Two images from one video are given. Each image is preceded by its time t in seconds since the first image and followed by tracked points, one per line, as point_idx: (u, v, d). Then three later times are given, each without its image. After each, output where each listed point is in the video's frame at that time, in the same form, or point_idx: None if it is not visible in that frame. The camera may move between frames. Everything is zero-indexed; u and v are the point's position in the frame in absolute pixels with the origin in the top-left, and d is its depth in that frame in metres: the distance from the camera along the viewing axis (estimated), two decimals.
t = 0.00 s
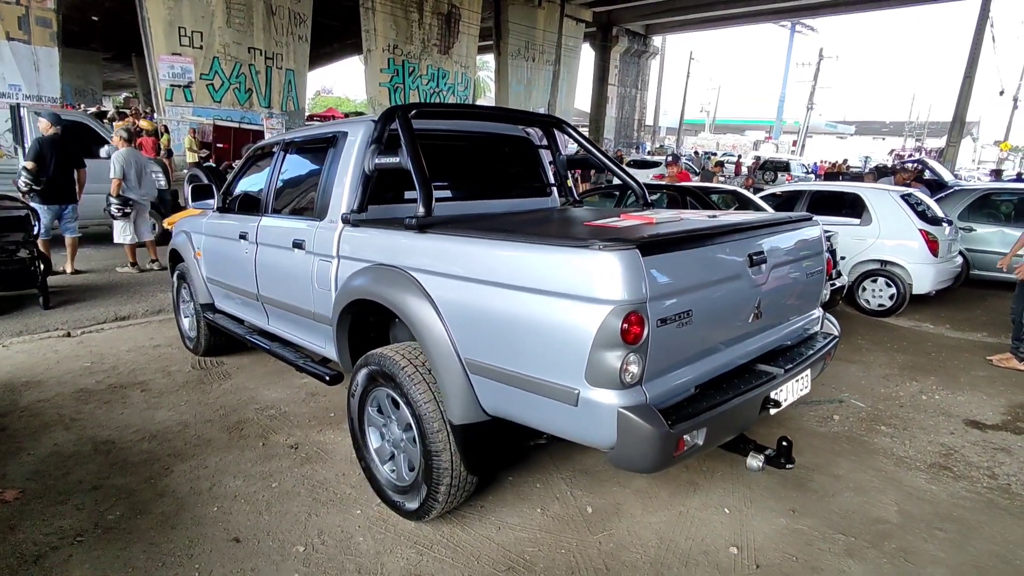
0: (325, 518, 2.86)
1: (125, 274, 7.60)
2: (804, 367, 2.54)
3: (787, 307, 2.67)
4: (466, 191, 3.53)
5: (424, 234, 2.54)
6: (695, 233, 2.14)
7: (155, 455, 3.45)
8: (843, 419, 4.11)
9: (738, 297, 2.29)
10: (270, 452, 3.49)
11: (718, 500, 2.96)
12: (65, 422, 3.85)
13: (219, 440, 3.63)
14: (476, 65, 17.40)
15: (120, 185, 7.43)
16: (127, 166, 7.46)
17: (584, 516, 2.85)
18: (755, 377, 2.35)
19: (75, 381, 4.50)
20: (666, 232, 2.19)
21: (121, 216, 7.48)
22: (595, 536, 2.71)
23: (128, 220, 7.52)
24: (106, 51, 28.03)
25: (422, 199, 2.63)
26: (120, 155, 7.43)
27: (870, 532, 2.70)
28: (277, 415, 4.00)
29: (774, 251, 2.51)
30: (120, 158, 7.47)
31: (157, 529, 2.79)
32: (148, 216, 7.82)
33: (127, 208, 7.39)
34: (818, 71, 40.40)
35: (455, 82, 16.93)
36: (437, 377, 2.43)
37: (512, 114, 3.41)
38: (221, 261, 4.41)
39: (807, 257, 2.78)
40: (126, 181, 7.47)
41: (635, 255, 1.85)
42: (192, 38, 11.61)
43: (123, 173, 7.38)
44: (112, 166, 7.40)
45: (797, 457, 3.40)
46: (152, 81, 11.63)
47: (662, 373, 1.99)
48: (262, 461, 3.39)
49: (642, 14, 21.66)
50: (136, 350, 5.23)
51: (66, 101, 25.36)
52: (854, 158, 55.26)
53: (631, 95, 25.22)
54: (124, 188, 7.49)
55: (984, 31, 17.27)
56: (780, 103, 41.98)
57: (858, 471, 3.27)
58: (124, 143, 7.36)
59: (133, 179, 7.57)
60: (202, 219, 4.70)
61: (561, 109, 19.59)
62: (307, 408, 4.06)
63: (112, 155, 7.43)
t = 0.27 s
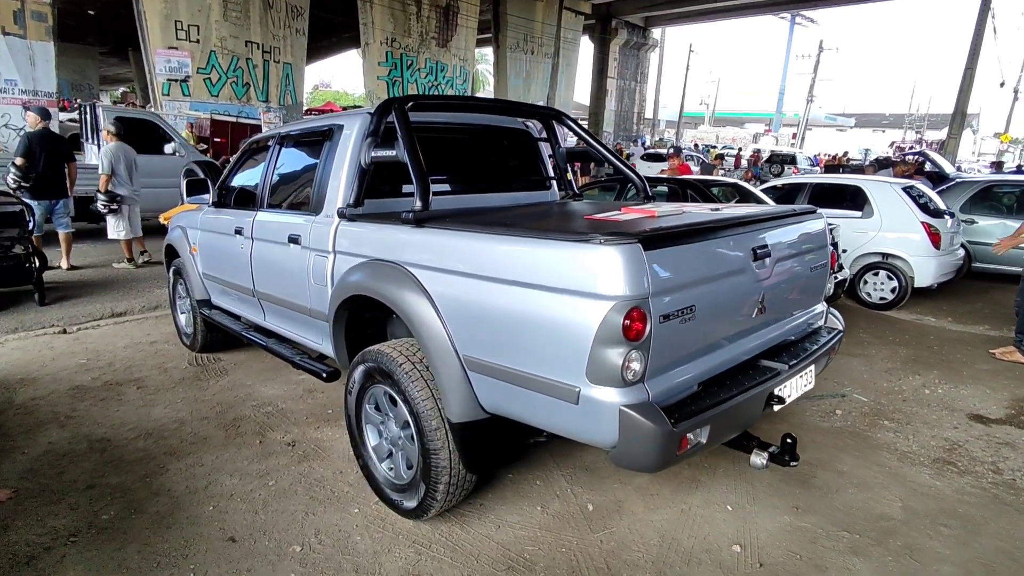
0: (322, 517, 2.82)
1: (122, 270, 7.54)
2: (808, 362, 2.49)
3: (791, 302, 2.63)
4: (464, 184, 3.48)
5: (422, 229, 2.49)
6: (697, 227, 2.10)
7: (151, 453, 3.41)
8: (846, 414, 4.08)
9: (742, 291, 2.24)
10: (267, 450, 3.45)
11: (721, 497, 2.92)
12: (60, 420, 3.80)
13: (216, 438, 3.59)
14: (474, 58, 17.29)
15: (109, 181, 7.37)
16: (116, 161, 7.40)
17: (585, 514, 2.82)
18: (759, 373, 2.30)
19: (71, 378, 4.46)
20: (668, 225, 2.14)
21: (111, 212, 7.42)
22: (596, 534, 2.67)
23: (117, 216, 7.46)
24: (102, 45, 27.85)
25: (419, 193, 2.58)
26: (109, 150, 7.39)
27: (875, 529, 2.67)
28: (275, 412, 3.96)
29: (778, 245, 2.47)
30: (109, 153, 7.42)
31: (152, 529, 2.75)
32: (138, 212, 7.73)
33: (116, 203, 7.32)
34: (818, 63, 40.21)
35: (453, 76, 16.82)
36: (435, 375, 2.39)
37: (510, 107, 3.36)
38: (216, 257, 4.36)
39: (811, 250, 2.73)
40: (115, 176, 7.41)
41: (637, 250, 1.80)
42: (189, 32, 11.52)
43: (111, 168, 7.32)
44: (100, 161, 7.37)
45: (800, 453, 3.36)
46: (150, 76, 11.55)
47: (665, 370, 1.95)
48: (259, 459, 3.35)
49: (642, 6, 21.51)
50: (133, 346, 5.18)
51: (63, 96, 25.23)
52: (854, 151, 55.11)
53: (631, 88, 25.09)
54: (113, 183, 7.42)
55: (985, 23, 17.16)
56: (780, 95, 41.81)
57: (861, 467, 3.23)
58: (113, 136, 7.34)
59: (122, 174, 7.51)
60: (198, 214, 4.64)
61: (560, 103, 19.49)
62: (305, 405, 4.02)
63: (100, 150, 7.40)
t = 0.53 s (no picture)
0: (316, 520, 2.73)
1: (117, 264, 7.45)
2: (820, 359, 2.39)
3: (801, 296, 2.53)
4: (462, 175, 3.37)
5: (416, 222, 2.39)
6: (704, 218, 1.99)
7: (142, 453, 3.33)
8: (854, 410, 3.98)
9: (751, 286, 2.14)
10: (260, 449, 3.36)
11: (728, 498, 2.83)
12: (49, 419, 3.72)
13: (208, 437, 3.50)
14: (475, 49, 17.10)
15: (98, 173, 7.30)
16: (106, 153, 7.32)
17: (586, 515, 2.73)
18: (769, 371, 2.21)
19: (62, 375, 4.37)
20: (673, 217, 2.04)
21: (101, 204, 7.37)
22: (599, 537, 2.58)
23: (110, 207, 7.39)
24: (100, 38, 27.65)
25: (414, 184, 2.48)
26: (98, 142, 7.30)
27: (887, 532, 2.57)
28: (269, 410, 3.86)
29: (788, 236, 2.37)
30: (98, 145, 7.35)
31: (140, 533, 2.66)
32: (131, 203, 7.70)
33: (106, 195, 7.27)
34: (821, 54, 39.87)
35: (453, 67, 16.65)
36: (430, 374, 2.29)
37: (508, 95, 3.24)
38: (209, 251, 4.26)
39: (822, 242, 2.63)
40: (104, 168, 7.35)
41: (641, 243, 1.70)
42: (186, 23, 11.38)
43: (101, 161, 7.26)
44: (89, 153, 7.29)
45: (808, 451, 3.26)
46: (147, 68, 11.43)
47: (671, 369, 1.85)
48: (253, 458, 3.26)
49: None
50: (126, 342, 5.09)
51: (61, 89, 25.09)
52: (857, 142, 54.75)
53: (633, 80, 24.87)
54: (103, 175, 7.37)
55: (993, 12, 16.93)
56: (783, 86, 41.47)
57: (871, 466, 3.14)
58: (103, 128, 7.24)
59: (112, 166, 7.43)
60: (191, 207, 4.54)
61: (562, 94, 19.29)
62: (300, 402, 3.93)
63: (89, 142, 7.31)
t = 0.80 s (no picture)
0: (305, 525, 2.64)
1: (112, 259, 7.36)
2: (828, 361, 2.29)
3: (809, 294, 2.42)
4: (456, 168, 3.27)
5: (407, 218, 2.29)
6: (708, 214, 1.89)
7: (130, 454, 3.25)
8: (861, 409, 3.88)
9: (757, 285, 2.04)
10: (251, 450, 3.28)
11: (731, 503, 2.73)
12: (37, 419, 3.64)
13: (198, 437, 3.42)
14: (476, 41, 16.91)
15: (88, 164, 7.25)
16: (98, 145, 7.25)
17: (584, 521, 2.64)
18: (775, 374, 2.10)
19: (51, 373, 4.29)
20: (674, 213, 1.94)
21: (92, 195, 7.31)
22: (597, 544, 2.49)
23: (101, 198, 7.34)
24: (100, 31, 27.48)
25: (404, 178, 2.38)
26: (91, 134, 7.23)
27: (897, 539, 2.48)
28: (262, 409, 3.78)
29: (795, 232, 2.26)
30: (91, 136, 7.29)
31: (124, 539, 2.58)
32: (125, 194, 7.64)
33: (96, 185, 7.24)
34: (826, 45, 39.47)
35: (454, 59, 16.48)
36: (421, 376, 2.20)
37: (504, 84, 3.13)
38: (200, 246, 4.17)
39: (830, 238, 2.53)
40: (96, 160, 7.29)
41: (641, 241, 1.60)
42: (184, 15, 11.26)
43: (93, 152, 7.20)
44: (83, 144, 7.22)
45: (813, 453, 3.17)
46: (146, 60, 11.32)
47: (672, 374, 1.75)
48: (242, 460, 3.18)
49: None
50: (118, 339, 5.01)
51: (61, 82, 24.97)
52: (862, 134, 54.32)
53: (636, 71, 24.62)
54: (94, 167, 7.32)
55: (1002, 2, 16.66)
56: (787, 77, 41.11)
57: (879, 469, 3.04)
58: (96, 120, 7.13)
59: (104, 158, 7.37)
60: (182, 201, 4.45)
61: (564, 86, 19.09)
62: (293, 401, 3.85)
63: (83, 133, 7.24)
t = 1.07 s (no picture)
0: (294, 525, 2.61)
1: (106, 253, 7.30)
2: (825, 361, 2.25)
3: (806, 292, 2.38)
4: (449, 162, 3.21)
5: (396, 214, 2.24)
6: (704, 212, 1.84)
7: (118, 451, 3.21)
8: (858, 407, 3.85)
9: (754, 284, 1.99)
10: (241, 448, 3.24)
11: (725, 503, 2.70)
12: (24, 415, 3.60)
13: (188, 435, 3.38)
14: (475, 33, 16.77)
15: (81, 154, 7.21)
16: (92, 136, 7.21)
17: (577, 521, 2.60)
18: (772, 375, 2.06)
19: (41, 368, 4.25)
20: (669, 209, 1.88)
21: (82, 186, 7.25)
22: (590, 545, 2.45)
23: (89, 189, 7.26)
24: (97, 22, 27.30)
25: (393, 174, 2.33)
26: (86, 124, 7.21)
27: (893, 541, 2.45)
28: (253, 406, 3.74)
29: (793, 229, 2.21)
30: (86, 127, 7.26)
31: (109, 539, 2.55)
32: (117, 187, 7.57)
33: (82, 176, 7.13)
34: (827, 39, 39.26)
35: (453, 51, 16.36)
36: (410, 376, 2.15)
37: (497, 77, 3.08)
38: (191, 241, 4.12)
39: (828, 235, 2.48)
40: (88, 150, 7.24)
41: (634, 240, 1.55)
42: (181, 6, 11.15)
43: (86, 142, 7.15)
44: (77, 135, 7.19)
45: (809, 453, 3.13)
46: (142, 51, 11.22)
47: (665, 376, 1.71)
48: (232, 458, 3.14)
49: None
50: (110, 333, 4.97)
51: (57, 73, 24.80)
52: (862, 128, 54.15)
53: (635, 64, 24.48)
54: (86, 157, 7.24)
55: None
56: (788, 71, 40.91)
57: (876, 469, 3.01)
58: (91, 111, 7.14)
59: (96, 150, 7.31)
60: (174, 195, 4.39)
61: (563, 79, 18.96)
62: (284, 398, 3.81)
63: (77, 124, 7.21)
